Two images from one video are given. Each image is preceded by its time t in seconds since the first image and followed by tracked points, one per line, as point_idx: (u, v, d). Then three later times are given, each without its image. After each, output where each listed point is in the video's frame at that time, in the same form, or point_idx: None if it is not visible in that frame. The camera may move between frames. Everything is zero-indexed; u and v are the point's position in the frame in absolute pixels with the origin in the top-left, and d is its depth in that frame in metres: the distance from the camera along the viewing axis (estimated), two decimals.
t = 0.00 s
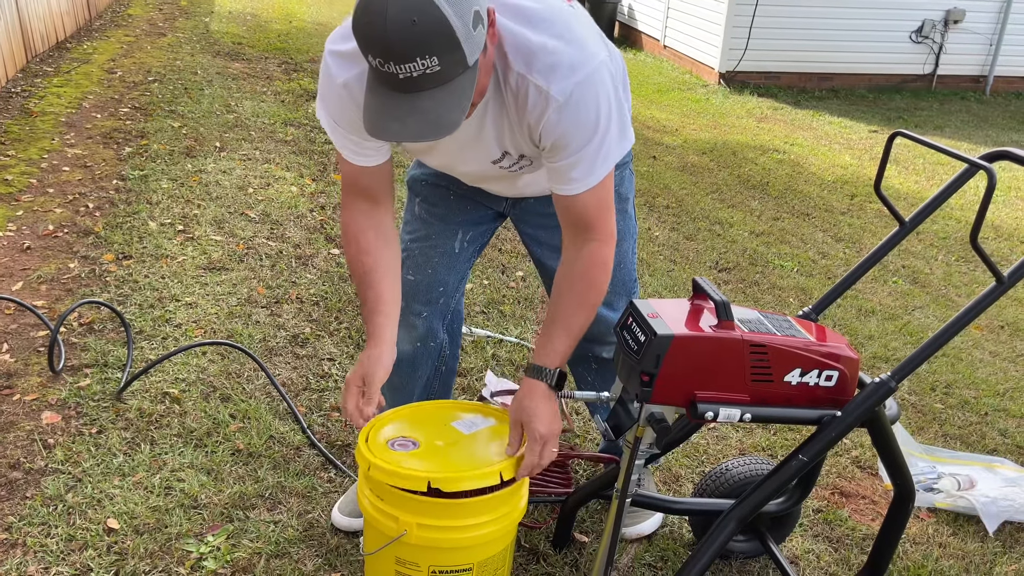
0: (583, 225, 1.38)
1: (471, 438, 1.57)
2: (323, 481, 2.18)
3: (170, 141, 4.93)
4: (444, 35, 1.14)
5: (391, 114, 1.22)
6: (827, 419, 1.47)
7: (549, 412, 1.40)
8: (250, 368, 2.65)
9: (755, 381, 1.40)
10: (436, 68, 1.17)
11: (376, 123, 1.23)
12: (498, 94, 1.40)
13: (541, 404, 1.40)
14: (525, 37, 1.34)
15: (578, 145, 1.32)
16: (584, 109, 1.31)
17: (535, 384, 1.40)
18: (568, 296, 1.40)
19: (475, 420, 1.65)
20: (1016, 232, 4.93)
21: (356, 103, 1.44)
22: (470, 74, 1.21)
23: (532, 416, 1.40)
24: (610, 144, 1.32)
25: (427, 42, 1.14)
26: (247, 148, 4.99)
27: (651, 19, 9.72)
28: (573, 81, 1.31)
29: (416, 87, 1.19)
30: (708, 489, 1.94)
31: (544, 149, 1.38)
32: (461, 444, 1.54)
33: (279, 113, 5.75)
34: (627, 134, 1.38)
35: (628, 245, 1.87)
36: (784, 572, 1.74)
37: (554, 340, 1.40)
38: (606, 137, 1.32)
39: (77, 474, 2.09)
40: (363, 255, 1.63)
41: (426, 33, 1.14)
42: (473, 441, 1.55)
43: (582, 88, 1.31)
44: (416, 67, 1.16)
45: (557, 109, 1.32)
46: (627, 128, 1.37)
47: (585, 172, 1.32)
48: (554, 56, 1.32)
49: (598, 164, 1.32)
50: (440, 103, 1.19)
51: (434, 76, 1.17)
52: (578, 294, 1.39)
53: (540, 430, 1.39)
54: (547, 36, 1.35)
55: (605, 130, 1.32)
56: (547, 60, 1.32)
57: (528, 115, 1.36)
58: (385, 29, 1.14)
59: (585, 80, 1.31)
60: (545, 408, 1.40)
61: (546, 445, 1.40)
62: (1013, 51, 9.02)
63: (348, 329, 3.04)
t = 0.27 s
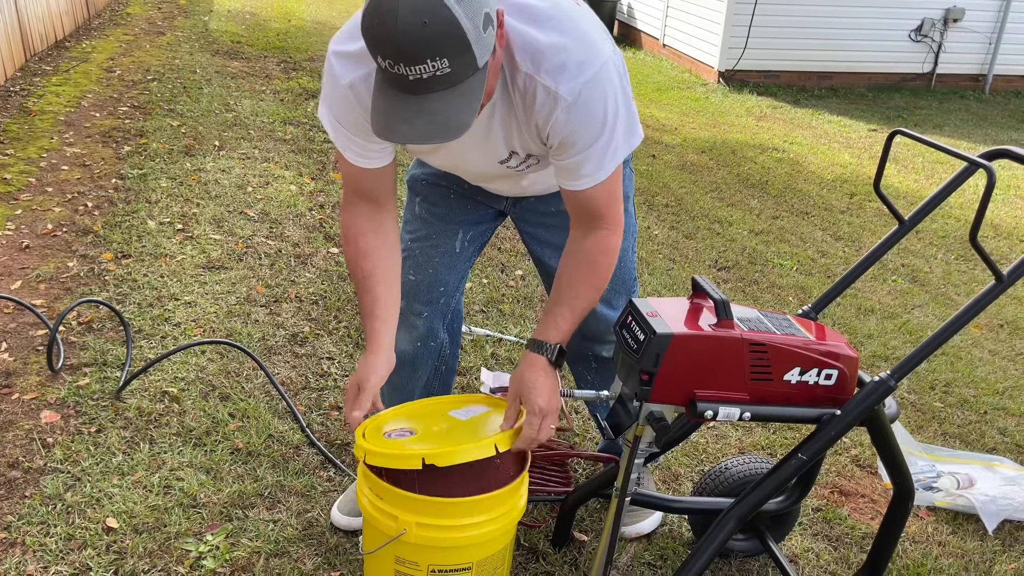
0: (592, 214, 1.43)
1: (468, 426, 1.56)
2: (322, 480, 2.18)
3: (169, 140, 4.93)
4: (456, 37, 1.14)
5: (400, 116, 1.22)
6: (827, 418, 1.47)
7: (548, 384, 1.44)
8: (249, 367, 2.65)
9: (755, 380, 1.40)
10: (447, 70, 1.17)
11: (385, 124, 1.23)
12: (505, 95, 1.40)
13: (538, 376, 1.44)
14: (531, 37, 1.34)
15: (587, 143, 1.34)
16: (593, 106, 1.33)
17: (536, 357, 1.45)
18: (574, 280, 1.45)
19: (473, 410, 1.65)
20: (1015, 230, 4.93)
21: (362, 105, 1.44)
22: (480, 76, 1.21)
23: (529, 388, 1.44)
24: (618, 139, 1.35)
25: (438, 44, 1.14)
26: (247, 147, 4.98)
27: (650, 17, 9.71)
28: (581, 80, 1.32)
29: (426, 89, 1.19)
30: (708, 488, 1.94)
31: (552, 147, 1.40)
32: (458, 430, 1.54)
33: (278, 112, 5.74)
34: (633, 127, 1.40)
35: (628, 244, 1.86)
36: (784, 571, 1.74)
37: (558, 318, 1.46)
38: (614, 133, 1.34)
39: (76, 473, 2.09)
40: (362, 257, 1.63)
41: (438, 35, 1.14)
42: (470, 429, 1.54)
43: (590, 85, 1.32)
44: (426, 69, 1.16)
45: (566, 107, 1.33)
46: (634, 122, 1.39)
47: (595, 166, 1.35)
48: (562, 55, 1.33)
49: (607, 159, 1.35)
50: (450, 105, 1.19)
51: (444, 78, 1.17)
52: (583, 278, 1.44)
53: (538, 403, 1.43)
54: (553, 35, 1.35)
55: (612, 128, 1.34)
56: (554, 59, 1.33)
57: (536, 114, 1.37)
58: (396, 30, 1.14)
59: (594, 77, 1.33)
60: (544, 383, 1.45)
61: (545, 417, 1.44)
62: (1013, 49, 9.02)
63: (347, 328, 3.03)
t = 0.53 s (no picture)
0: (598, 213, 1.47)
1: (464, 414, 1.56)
2: (323, 481, 2.18)
3: (169, 141, 4.93)
4: (469, 46, 1.15)
5: (411, 124, 1.22)
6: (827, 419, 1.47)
7: (545, 370, 1.45)
8: (250, 369, 2.65)
9: (755, 381, 1.40)
10: (459, 79, 1.18)
11: (396, 132, 1.23)
12: (513, 101, 1.41)
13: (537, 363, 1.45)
14: (539, 44, 1.35)
15: (596, 149, 1.37)
16: (601, 112, 1.35)
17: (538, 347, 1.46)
18: (579, 273, 1.49)
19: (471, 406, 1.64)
20: (1016, 230, 4.93)
21: (368, 111, 1.44)
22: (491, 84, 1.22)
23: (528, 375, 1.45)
24: (626, 143, 1.38)
25: (451, 54, 1.15)
26: (247, 148, 4.99)
27: (651, 18, 9.71)
28: (590, 86, 1.34)
29: (438, 97, 1.19)
30: (708, 489, 1.94)
31: (560, 153, 1.42)
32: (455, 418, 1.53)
33: (279, 113, 5.74)
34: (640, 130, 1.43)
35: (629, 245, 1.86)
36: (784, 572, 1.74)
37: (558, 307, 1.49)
38: (622, 137, 1.37)
39: (77, 474, 2.09)
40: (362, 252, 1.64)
41: (451, 44, 1.14)
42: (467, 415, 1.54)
43: (599, 92, 1.34)
44: (439, 78, 1.17)
45: (575, 114, 1.35)
46: (641, 126, 1.42)
47: (603, 171, 1.38)
48: (571, 62, 1.34)
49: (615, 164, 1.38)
50: (462, 113, 1.20)
51: (457, 87, 1.18)
52: (587, 271, 1.49)
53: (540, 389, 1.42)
54: (561, 42, 1.36)
55: (620, 132, 1.37)
56: (563, 66, 1.34)
57: (544, 121, 1.38)
58: (409, 39, 1.14)
59: (603, 84, 1.35)
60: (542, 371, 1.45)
61: (540, 405, 1.42)
62: (1013, 49, 9.02)
63: (348, 329, 3.04)
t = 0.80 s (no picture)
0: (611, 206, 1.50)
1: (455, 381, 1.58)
2: (325, 484, 2.18)
3: (172, 143, 4.94)
4: (483, 57, 1.16)
5: (424, 133, 1.23)
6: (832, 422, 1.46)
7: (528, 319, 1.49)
8: (253, 371, 2.65)
9: (759, 384, 1.40)
10: (472, 89, 1.18)
11: (407, 141, 1.24)
12: (524, 109, 1.42)
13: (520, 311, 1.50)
14: (550, 53, 1.36)
15: (609, 155, 1.39)
16: (614, 119, 1.37)
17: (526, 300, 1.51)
18: (588, 255, 1.53)
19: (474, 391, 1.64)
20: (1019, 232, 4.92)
21: (375, 115, 1.45)
22: (504, 94, 1.22)
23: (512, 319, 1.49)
24: (639, 147, 1.40)
25: (466, 65, 1.15)
26: (250, 151, 4.99)
27: (653, 20, 9.72)
28: (602, 94, 1.35)
29: (451, 107, 1.20)
30: (712, 492, 1.93)
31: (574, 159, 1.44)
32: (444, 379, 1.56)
33: (282, 115, 5.75)
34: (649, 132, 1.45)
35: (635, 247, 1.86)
36: None
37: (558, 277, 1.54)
38: (634, 142, 1.39)
39: (80, 477, 2.09)
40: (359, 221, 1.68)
41: (466, 55, 1.15)
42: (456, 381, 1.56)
43: (612, 100, 1.36)
44: (452, 88, 1.17)
45: (589, 122, 1.36)
46: (651, 130, 1.44)
47: (616, 175, 1.41)
48: (582, 71, 1.35)
49: (628, 167, 1.41)
50: (475, 124, 1.21)
51: (470, 97, 1.18)
52: (595, 254, 1.53)
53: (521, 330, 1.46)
54: (571, 50, 1.36)
55: (633, 138, 1.39)
56: (574, 75, 1.35)
57: (558, 128, 1.40)
58: (423, 49, 1.14)
59: (615, 91, 1.36)
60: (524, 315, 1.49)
61: (520, 347, 1.44)
62: (1016, 51, 9.01)
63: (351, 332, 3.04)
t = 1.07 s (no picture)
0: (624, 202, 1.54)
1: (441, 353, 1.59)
2: (331, 489, 2.19)
3: (178, 149, 4.96)
4: (500, 72, 1.17)
5: (436, 144, 1.24)
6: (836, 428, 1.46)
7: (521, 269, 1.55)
8: (258, 376, 2.66)
9: (763, 391, 1.40)
10: (487, 102, 1.20)
11: (419, 149, 1.25)
12: (536, 117, 1.42)
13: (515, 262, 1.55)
14: (562, 63, 1.35)
15: (621, 163, 1.41)
16: (626, 129, 1.37)
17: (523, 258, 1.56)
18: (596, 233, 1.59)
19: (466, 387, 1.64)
20: None
21: (383, 117, 1.46)
22: (517, 108, 1.24)
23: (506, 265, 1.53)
24: (649, 155, 1.41)
25: (482, 79, 1.16)
26: (255, 156, 5.01)
27: (657, 24, 9.73)
28: (614, 105, 1.35)
29: (464, 119, 1.21)
30: (717, 497, 1.93)
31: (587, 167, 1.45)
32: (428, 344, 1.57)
33: (286, 120, 5.77)
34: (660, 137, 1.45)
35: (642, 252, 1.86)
36: None
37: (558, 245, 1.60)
38: (646, 150, 1.40)
39: (87, 483, 2.10)
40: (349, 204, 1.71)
41: (483, 68, 1.16)
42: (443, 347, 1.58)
43: (624, 110, 1.36)
44: (467, 101, 1.18)
45: (601, 132, 1.37)
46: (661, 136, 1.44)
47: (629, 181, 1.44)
48: (594, 83, 1.35)
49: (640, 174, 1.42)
50: (487, 136, 1.23)
51: (484, 110, 1.20)
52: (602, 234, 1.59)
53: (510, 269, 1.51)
54: (583, 60, 1.36)
55: (644, 146, 1.40)
56: (586, 86, 1.35)
57: (570, 138, 1.40)
58: (442, 60, 1.15)
59: (627, 102, 1.36)
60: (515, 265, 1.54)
61: (510, 286, 1.48)
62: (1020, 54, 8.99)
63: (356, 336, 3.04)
